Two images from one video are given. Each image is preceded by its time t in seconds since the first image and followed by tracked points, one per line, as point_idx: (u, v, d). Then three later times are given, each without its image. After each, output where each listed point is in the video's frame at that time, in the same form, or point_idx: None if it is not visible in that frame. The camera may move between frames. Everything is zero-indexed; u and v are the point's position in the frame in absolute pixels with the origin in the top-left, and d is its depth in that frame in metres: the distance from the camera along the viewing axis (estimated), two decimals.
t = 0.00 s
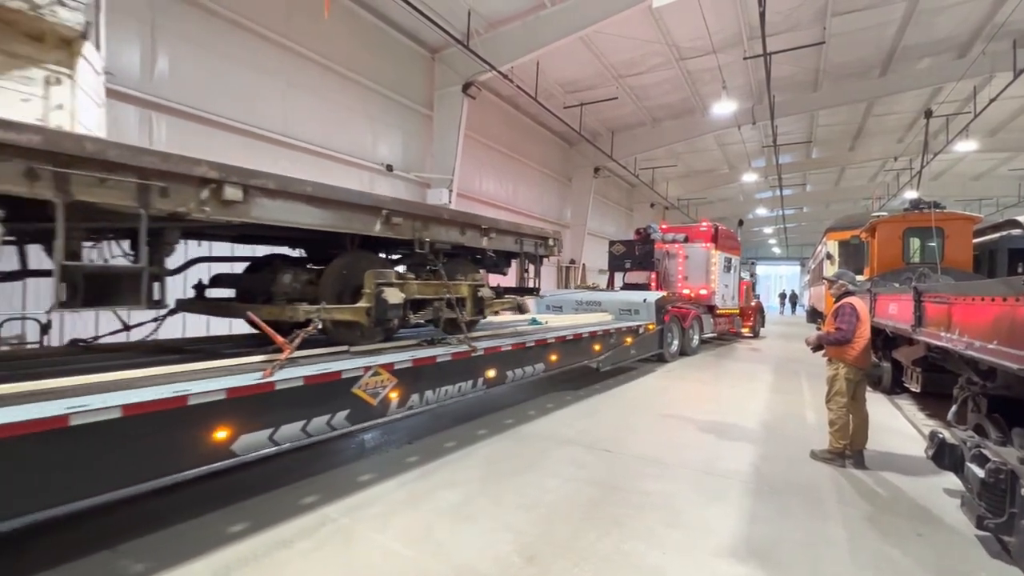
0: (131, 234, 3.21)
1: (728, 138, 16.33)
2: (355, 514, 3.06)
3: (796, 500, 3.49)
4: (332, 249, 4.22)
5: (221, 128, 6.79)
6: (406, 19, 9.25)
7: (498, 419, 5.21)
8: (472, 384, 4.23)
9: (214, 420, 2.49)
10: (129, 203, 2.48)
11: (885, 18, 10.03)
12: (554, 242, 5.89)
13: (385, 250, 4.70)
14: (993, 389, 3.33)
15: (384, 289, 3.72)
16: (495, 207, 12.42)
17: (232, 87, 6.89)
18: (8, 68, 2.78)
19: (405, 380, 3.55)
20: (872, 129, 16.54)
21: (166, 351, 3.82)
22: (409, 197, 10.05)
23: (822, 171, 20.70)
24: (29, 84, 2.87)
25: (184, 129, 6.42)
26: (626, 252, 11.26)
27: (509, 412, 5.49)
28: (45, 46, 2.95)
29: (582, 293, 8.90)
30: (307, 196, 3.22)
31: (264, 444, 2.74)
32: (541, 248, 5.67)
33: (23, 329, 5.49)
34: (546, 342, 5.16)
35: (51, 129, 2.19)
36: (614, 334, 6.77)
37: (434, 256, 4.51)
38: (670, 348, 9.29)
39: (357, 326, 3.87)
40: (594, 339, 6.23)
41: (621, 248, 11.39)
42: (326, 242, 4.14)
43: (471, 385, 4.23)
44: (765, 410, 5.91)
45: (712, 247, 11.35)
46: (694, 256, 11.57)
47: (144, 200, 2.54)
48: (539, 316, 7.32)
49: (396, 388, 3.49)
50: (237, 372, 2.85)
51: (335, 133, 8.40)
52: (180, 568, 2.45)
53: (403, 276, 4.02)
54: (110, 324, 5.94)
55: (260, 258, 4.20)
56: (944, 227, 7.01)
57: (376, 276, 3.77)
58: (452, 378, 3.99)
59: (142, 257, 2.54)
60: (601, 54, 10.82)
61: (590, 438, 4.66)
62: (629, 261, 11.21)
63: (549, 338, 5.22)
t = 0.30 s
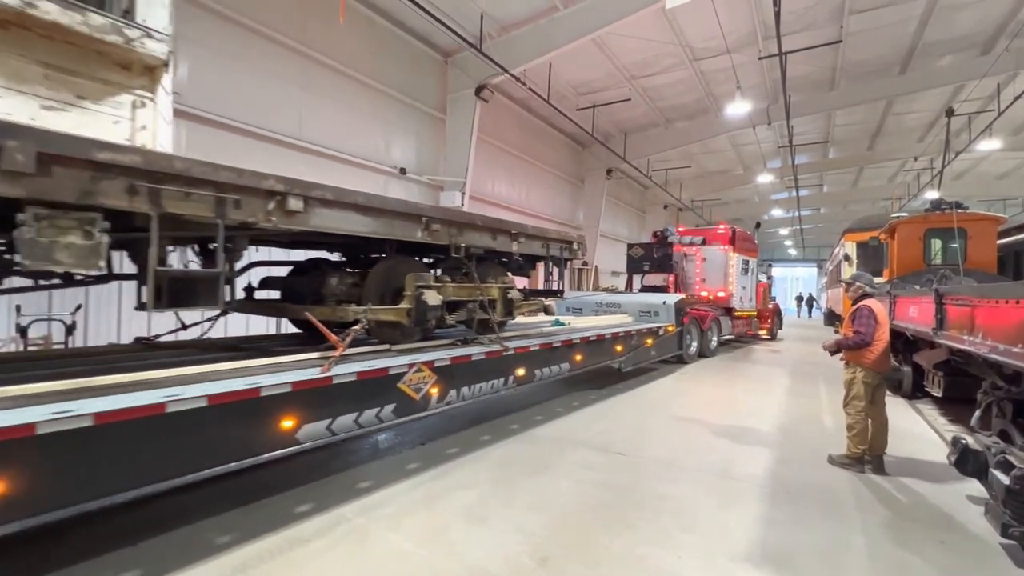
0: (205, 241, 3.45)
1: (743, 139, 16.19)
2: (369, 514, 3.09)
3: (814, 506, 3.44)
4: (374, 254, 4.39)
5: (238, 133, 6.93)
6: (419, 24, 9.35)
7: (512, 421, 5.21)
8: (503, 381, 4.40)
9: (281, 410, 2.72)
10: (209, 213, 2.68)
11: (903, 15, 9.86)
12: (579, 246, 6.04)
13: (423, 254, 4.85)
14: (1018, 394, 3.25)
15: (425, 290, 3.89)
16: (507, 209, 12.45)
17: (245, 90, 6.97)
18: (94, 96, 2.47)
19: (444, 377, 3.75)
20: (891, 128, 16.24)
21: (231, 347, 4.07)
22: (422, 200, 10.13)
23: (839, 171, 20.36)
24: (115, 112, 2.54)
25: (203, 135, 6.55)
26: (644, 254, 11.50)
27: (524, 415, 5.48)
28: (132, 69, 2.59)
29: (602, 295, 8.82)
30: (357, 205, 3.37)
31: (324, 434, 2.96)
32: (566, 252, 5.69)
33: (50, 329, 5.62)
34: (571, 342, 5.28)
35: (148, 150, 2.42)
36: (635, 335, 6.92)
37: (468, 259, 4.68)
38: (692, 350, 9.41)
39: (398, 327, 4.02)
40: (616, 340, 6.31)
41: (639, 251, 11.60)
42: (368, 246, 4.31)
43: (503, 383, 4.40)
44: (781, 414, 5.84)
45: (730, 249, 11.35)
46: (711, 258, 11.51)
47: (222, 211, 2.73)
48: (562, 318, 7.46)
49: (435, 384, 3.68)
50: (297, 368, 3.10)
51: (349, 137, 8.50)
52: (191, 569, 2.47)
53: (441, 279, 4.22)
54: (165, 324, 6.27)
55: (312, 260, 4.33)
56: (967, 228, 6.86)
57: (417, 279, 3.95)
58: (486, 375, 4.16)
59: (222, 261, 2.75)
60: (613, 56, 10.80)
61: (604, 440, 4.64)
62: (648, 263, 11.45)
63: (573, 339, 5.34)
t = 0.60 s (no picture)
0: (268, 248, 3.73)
1: (759, 140, 16.02)
2: (384, 514, 3.13)
3: (834, 512, 3.38)
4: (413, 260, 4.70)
5: (256, 138, 7.06)
6: (434, 30, 9.50)
7: (527, 424, 5.21)
8: (534, 381, 4.57)
9: (340, 403, 2.98)
10: (276, 223, 2.92)
11: (923, 13, 9.68)
12: (602, 250, 6.27)
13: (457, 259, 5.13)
14: None
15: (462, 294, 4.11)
16: (521, 212, 12.48)
17: (263, 98, 7.12)
18: (176, 118, 2.60)
19: (481, 375, 3.94)
20: (913, 127, 15.91)
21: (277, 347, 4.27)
22: (436, 203, 10.21)
23: (858, 171, 19.98)
24: (193, 133, 2.67)
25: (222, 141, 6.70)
26: (664, 257, 11.53)
27: (539, 417, 5.49)
28: (209, 93, 2.70)
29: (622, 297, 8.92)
30: (401, 215, 3.60)
31: (376, 426, 3.22)
32: (591, 256, 6.01)
33: (76, 331, 5.71)
34: (597, 343, 5.43)
35: (228, 168, 2.66)
36: (658, 336, 7.00)
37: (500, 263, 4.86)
38: (712, 352, 9.40)
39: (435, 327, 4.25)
40: (639, 341, 6.40)
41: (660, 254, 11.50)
42: (406, 252, 4.60)
43: (534, 381, 4.57)
44: (798, 418, 5.76)
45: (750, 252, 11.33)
46: (731, 261, 11.54)
47: (286, 220, 2.95)
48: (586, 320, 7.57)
49: (473, 382, 3.88)
50: (352, 366, 3.37)
51: (364, 141, 8.61)
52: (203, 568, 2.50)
53: (476, 283, 4.44)
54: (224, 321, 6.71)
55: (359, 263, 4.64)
56: (992, 229, 6.71)
57: (454, 283, 4.18)
58: (518, 374, 4.34)
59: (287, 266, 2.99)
60: (628, 58, 10.78)
61: (617, 444, 4.61)
62: (667, 267, 11.48)
63: (598, 339, 5.48)
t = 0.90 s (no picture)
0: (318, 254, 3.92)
1: (775, 140, 15.84)
2: (398, 515, 3.15)
3: (853, 519, 3.31)
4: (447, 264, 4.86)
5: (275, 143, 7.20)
6: (448, 35, 9.62)
7: (542, 426, 5.19)
8: (562, 379, 4.71)
9: (389, 398, 3.18)
10: (333, 231, 3.08)
11: (943, 10, 9.51)
12: (626, 255, 6.38)
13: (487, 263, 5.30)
14: None
15: (496, 296, 4.36)
16: (534, 215, 12.49)
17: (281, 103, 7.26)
18: (244, 137, 2.73)
19: (515, 373, 4.11)
20: (933, 126, 15.59)
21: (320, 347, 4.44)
22: (449, 206, 10.27)
23: (878, 171, 19.60)
24: (258, 150, 2.80)
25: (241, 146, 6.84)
26: (682, 259, 11.61)
27: (554, 420, 5.49)
28: (273, 111, 2.82)
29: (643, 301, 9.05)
30: (443, 222, 3.74)
31: (422, 420, 3.42)
32: (615, 260, 6.15)
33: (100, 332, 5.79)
34: (620, 345, 5.56)
35: (292, 181, 2.84)
36: (679, 338, 7.06)
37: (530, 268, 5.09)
38: (731, 354, 9.41)
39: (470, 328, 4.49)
40: (660, 342, 6.50)
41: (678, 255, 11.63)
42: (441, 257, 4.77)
43: (563, 380, 4.71)
44: (815, 423, 5.66)
45: (769, 254, 11.24)
46: (749, 264, 11.46)
47: (342, 229, 3.10)
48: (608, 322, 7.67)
49: (507, 380, 4.05)
50: (398, 363, 3.57)
51: (377, 145, 8.71)
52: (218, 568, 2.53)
53: (507, 286, 4.71)
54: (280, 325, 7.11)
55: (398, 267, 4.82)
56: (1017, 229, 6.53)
57: (488, 286, 4.42)
58: (548, 373, 4.49)
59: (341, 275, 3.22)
60: (640, 59, 10.75)
61: (631, 447, 4.59)
62: (686, 269, 11.52)
63: (622, 341, 5.61)
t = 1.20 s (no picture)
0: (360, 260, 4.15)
1: (788, 141, 15.67)
2: (410, 516, 3.17)
3: (870, 525, 3.26)
4: (477, 269, 5.03)
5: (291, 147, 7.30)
6: (460, 38, 9.66)
7: (554, 429, 5.17)
8: (588, 379, 4.84)
9: (431, 394, 3.38)
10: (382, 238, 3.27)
11: (962, 7, 9.34)
12: (647, 257, 6.48)
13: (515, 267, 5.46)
14: None
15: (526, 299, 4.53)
16: (544, 217, 12.46)
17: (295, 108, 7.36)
18: (297, 151, 3.04)
19: (544, 372, 4.27)
20: (952, 125, 15.30)
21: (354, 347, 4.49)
22: (460, 208, 10.31)
23: (896, 171, 19.27)
24: (308, 163, 3.10)
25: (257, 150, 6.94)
26: (700, 262, 11.65)
27: (566, 422, 5.48)
28: (321, 127, 3.16)
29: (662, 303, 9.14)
30: (479, 228, 3.93)
31: (460, 416, 3.60)
32: (636, 263, 6.23)
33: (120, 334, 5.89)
34: (643, 346, 5.67)
35: (345, 193, 3.04)
36: (699, 340, 7.14)
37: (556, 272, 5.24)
38: (749, 355, 9.41)
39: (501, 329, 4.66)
40: (680, 344, 6.60)
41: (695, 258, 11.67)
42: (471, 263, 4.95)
43: (588, 380, 4.84)
44: (832, 427, 5.58)
45: (786, 257, 11.16)
46: (766, 266, 11.36)
47: (388, 237, 3.30)
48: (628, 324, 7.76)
49: (537, 379, 4.20)
50: (435, 362, 3.76)
51: (389, 148, 8.79)
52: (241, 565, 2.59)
53: (535, 289, 4.90)
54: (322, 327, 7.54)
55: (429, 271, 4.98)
56: None
57: (518, 289, 4.59)
58: (575, 372, 4.64)
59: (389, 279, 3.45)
60: (652, 61, 10.70)
61: (643, 451, 4.56)
62: (703, 272, 11.57)
63: (643, 342, 5.74)
